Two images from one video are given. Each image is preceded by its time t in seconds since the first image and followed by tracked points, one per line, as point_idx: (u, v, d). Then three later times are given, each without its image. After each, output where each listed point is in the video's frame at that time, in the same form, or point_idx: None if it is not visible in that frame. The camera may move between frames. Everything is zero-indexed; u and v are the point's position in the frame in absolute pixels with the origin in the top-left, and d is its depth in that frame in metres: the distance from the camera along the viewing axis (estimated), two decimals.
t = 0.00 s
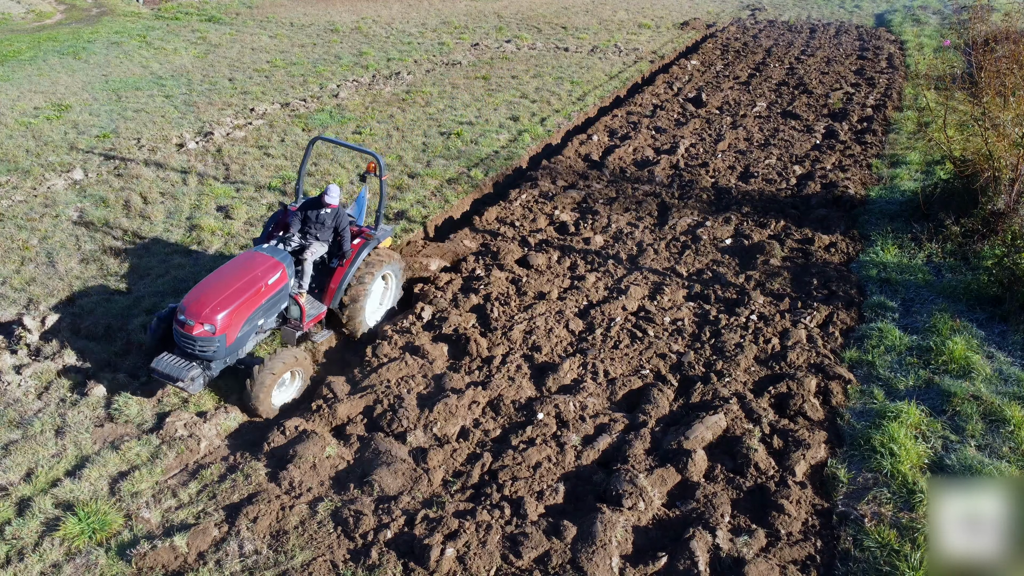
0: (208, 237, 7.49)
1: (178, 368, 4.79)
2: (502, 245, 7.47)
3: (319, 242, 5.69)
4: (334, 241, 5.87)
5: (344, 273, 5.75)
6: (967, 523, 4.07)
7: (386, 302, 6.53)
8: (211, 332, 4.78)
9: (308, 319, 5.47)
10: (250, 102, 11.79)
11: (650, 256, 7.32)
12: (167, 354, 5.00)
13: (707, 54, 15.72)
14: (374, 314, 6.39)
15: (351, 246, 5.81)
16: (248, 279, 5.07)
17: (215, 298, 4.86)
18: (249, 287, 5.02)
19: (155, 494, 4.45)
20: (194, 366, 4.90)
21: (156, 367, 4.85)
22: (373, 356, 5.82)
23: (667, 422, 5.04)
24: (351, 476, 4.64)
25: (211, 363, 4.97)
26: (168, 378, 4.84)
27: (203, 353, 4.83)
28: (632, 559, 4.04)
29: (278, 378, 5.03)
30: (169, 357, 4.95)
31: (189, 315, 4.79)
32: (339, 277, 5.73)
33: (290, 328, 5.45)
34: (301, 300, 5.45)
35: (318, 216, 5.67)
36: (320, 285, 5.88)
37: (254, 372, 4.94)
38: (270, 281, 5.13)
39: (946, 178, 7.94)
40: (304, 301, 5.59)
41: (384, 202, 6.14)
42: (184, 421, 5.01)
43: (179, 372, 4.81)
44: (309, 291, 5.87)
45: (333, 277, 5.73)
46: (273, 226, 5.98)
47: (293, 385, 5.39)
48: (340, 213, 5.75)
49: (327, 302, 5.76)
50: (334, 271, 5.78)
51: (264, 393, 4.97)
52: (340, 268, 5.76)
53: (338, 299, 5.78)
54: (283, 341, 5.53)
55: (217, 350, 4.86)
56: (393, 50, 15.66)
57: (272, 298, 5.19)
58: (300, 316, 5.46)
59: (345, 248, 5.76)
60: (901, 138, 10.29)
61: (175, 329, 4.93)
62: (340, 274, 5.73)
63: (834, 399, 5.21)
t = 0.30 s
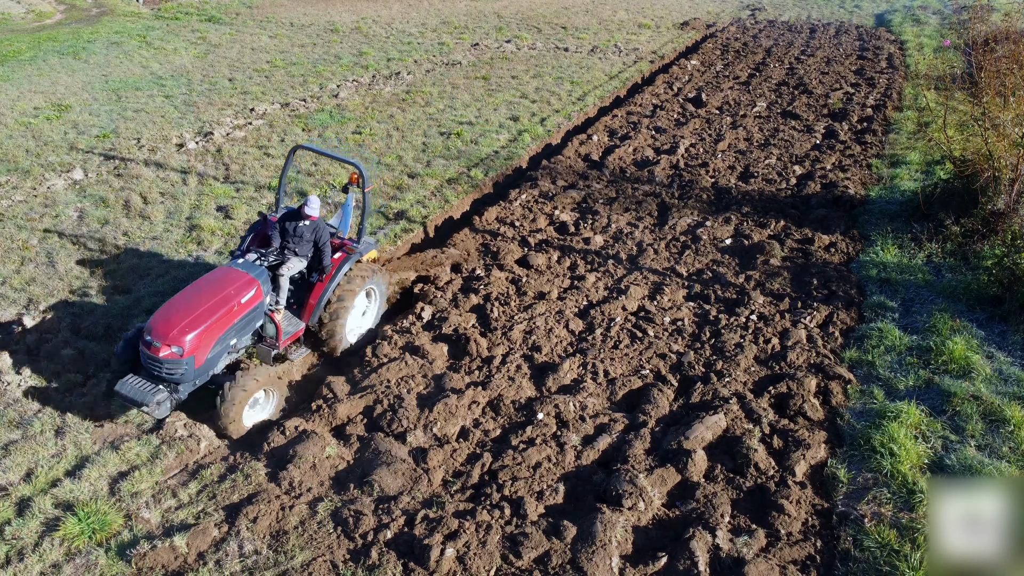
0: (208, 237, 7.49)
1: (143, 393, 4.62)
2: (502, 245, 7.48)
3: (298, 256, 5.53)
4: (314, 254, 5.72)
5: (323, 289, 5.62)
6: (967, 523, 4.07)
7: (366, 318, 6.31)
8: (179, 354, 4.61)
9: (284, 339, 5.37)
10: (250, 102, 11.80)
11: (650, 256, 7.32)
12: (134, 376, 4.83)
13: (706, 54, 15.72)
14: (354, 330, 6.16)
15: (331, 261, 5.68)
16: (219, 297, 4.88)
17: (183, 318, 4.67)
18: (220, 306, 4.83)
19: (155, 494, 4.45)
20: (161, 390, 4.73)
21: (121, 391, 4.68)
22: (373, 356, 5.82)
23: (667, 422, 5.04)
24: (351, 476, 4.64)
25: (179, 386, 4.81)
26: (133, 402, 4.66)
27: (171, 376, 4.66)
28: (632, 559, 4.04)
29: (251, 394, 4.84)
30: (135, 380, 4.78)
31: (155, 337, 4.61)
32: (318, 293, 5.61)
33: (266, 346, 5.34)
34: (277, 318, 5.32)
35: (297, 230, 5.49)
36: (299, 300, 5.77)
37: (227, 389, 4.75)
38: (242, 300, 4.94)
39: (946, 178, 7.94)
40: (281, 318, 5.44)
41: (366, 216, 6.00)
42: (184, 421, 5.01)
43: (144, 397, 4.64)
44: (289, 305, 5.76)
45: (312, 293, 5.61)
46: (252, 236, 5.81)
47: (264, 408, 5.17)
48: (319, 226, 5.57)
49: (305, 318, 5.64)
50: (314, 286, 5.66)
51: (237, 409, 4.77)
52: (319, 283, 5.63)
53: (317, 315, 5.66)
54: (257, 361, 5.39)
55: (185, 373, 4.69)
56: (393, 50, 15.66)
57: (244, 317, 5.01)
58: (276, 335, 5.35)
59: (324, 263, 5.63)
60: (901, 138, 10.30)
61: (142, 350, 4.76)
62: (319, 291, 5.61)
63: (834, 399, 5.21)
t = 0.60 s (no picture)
0: (208, 237, 7.49)
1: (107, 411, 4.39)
2: (502, 245, 7.48)
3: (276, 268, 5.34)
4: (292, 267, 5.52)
5: (301, 301, 5.37)
6: (967, 523, 4.08)
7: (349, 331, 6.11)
8: (145, 369, 4.41)
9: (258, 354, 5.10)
10: (249, 102, 11.79)
11: (650, 256, 7.32)
12: (99, 394, 4.60)
13: (706, 54, 15.71)
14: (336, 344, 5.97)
15: (310, 271, 5.48)
16: (189, 310, 4.70)
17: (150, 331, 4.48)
18: (190, 319, 4.64)
19: (155, 494, 4.45)
20: (126, 407, 4.51)
21: (83, 410, 4.44)
22: (373, 355, 5.81)
23: (667, 422, 5.04)
24: (351, 476, 4.64)
25: (147, 403, 4.58)
26: (97, 421, 4.42)
27: (137, 392, 4.45)
28: (632, 559, 4.04)
29: (223, 411, 4.58)
30: (99, 398, 4.54)
31: (121, 351, 4.41)
32: (295, 306, 5.35)
33: (241, 362, 5.09)
34: (252, 332, 5.07)
35: (275, 242, 5.32)
36: (276, 314, 5.50)
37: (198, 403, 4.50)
38: (213, 312, 4.75)
39: (946, 178, 7.94)
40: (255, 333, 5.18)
41: (347, 227, 5.85)
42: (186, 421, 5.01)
43: (108, 415, 4.41)
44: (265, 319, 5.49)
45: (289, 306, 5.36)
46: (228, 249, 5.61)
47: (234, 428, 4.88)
48: (299, 238, 5.41)
49: (282, 333, 5.35)
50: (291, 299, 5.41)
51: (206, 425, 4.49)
52: (297, 296, 5.39)
53: (294, 329, 5.39)
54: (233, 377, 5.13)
55: (152, 390, 4.48)
56: (393, 50, 15.65)
57: (216, 330, 4.81)
58: (250, 349, 5.10)
59: (303, 274, 5.41)
60: (901, 138, 10.30)
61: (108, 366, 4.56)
62: (297, 303, 5.36)
63: (835, 399, 5.21)
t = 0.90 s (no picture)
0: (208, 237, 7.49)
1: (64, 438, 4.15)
2: (502, 245, 7.49)
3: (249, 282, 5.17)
4: (267, 281, 5.33)
5: (276, 317, 5.18)
6: (967, 523, 4.08)
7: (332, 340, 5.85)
8: (105, 394, 4.17)
9: (230, 373, 4.91)
10: (249, 102, 11.78)
11: (650, 257, 7.32)
12: (56, 418, 4.35)
13: (706, 54, 15.71)
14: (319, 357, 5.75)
15: (284, 286, 5.26)
16: (154, 329, 4.46)
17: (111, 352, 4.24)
18: (155, 338, 4.41)
19: (155, 494, 4.44)
20: (85, 433, 4.25)
21: (38, 436, 4.20)
22: (373, 355, 5.82)
23: (667, 422, 5.04)
24: (351, 476, 4.64)
25: (108, 428, 4.33)
26: (52, 447, 4.18)
27: (97, 417, 4.21)
28: (632, 559, 4.04)
29: (190, 429, 4.35)
30: (55, 422, 4.29)
31: (79, 374, 4.18)
32: (269, 323, 5.16)
33: (212, 381, 4.91)
34: (222, 351, 4.90)
35: (248, 254, 5.15)
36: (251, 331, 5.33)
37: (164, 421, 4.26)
38: (181, 332, 4.52)
39: (946, 178, 7.94)
40: (228, 350, 5.01)
41: (325, 238, 5.60)
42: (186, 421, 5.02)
43: (64, 441, 4.16)
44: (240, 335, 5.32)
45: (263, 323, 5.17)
46: (201, 260, 5.40)
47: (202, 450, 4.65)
48: (273, 250, 5.23)
49: (257, 350, 5.16)
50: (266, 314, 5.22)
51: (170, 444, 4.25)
52: (272, 312, 5.20)
53: (269, 347, 5.20)
54: (205, 397, 4.97)
55: (113, 414, 4.24)
56: (393, 50, 15.64)
57: (184, 349, 4.58)
58: (221, 369, 4.91)
59: (277, 289, 5.21)
60: (901, 138, 10.30)
61: (66, 390, 4.31)
62: (271, 320, 5.17)
63: (834, 399, 5.21)
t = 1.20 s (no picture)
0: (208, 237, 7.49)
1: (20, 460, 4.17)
2: (502, 245, 7.49)
3: (223, 295, 5.09)
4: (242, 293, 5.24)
5: (250, 332, 5.10)
6: (967, 523, 4.08)
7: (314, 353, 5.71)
8: (64, 410, 4.15)
9: (199, 392, 4.84)
10: (249, 102, 11.79)
11: (650, 256, 7.32)
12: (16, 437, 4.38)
13: (706, 54, 15.72)
14: (303, 372, 5.63)
15: (259, 299, 5.17)
16: (118, 345, 4.43)
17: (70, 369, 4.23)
18: (118, 355, 4.39)
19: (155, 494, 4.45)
20: (44, 452, 4.28)
21: None
22: (373, 355, 5.83)
23: (667, 422, 5.04)
24: (351, 476, 4.64)
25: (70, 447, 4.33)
26: (9, 467, 4.20)
27: (57, 435, 4.21)
28: (632, 559, 4.04)
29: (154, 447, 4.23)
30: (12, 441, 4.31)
31: (40, 391, 4.18)
32: (243, 338, 5.09)
33: (182, 398, 4.83)
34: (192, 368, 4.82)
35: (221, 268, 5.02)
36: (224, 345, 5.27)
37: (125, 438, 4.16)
38: (145, 347, 4.48)
39: (946, 178, 7.94)
40: (199, 367, 4.93)
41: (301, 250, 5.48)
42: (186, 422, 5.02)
43: (21, 461, 4.18)
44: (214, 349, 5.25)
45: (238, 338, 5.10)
46: (175, 271, 5.33)
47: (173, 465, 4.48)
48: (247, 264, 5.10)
49: (229, 366, 5.10)
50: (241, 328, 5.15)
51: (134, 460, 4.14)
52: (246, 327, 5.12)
53: (243, 362, 5.14)
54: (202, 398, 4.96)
55: (73, 432, 4.24)
56: (393, 50, 15.65)
57: (149, 365, 4.54)
58: (191, 386, 4.83)
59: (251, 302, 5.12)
60: (901, 138, 10.30)
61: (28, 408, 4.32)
62: (245, 335, 5.10)
63: (834, 399, 5.21)
